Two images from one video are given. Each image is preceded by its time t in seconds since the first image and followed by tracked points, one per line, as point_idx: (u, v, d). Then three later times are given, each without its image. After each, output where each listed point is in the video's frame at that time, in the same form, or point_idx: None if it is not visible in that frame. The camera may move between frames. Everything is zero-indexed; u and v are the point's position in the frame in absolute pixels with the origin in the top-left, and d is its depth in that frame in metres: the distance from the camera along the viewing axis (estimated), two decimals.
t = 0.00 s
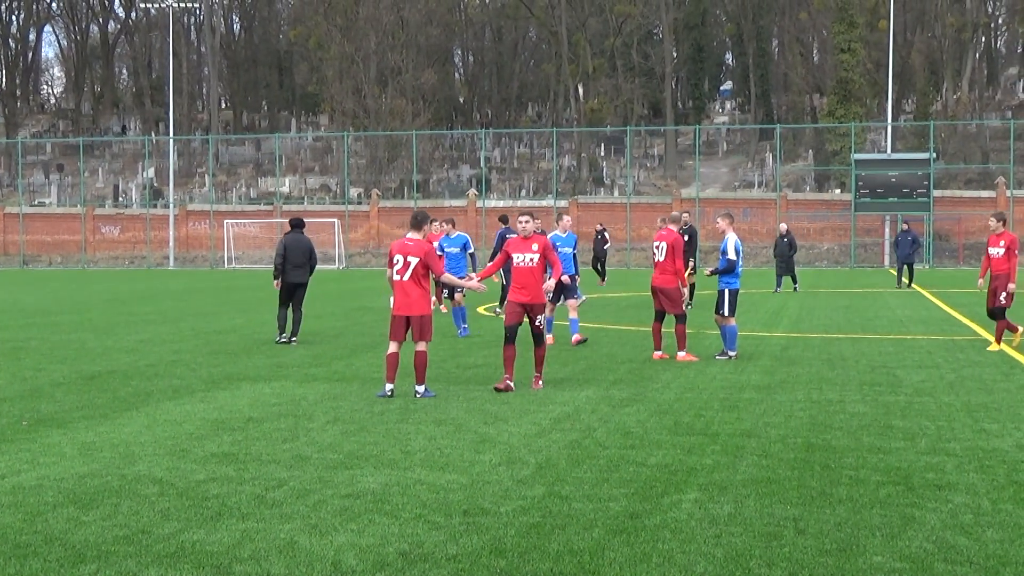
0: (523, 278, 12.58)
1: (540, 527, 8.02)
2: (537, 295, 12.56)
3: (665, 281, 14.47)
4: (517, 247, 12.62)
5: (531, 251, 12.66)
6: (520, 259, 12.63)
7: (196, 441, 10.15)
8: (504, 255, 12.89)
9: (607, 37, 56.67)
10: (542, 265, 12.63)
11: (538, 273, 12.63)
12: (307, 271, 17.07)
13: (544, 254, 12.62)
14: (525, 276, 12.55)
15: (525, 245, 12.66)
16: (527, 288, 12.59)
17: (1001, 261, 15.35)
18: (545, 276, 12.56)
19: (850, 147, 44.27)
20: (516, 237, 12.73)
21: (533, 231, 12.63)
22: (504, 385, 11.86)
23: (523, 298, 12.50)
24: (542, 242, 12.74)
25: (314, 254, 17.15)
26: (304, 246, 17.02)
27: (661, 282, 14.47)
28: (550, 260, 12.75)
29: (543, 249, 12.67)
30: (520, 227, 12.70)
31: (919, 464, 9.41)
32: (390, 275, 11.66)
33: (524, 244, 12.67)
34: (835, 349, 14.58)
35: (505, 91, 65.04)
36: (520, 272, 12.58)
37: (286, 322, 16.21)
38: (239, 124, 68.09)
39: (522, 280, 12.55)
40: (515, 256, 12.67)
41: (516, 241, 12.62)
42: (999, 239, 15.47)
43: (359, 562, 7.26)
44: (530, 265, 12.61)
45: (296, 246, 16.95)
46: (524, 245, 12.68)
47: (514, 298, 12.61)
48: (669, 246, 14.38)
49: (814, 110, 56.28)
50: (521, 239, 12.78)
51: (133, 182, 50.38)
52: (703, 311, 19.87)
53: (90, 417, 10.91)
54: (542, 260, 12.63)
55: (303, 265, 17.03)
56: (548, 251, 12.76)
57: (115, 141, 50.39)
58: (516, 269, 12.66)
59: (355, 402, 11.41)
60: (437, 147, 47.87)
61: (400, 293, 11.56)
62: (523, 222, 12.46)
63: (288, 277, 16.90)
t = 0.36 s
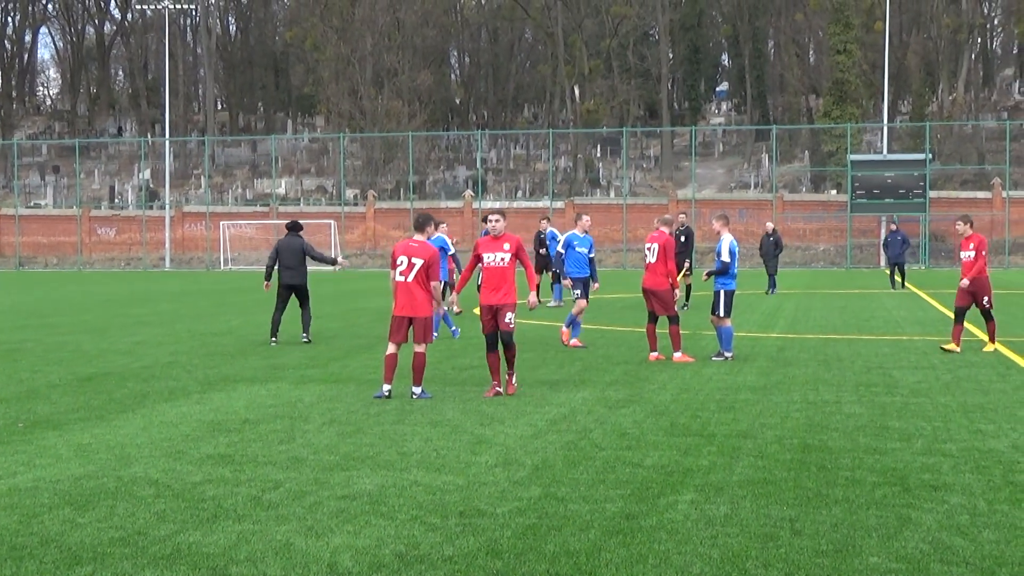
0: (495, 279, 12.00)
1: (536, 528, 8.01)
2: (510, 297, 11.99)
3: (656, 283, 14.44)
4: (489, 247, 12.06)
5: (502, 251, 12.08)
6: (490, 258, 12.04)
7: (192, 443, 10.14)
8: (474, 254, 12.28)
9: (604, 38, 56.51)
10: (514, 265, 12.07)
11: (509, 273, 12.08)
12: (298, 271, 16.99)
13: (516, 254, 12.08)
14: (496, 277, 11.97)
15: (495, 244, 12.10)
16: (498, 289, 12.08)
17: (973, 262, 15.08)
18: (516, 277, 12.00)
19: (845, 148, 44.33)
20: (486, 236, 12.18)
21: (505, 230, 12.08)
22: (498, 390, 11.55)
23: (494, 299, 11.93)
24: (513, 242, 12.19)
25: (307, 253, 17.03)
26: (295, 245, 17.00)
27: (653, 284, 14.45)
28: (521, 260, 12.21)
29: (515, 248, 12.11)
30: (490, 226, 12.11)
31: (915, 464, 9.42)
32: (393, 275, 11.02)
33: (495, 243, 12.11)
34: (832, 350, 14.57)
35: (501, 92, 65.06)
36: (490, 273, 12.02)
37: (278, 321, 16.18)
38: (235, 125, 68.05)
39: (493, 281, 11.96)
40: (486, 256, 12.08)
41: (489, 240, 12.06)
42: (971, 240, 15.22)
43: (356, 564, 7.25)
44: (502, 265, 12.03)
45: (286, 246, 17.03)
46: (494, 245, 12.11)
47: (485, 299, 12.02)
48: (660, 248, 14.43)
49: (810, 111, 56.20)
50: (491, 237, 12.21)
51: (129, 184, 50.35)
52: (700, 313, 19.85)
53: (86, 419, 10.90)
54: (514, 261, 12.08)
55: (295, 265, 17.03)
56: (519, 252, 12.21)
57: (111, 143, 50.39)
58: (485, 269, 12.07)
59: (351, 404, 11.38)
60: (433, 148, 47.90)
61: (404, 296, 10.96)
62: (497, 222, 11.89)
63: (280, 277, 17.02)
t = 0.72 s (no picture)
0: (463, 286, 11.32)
1: (527, 532, 7.87)
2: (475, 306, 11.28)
3: (647, 284, 14.31)
4: (459, 251, 11.34)
5: (472, 257, 11.35)
6: (458, 264, 11.33)
7: (179, 446, 10.00)
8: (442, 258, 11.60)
9: (595, 36, 56.56)
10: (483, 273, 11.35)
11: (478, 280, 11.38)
12: (302, 272, 16.80)
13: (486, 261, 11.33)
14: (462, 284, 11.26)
15: (465, 249, 11.40)
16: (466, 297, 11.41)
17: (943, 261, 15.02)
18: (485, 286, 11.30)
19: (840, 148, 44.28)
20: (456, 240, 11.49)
21: (476, 235, 11.36)
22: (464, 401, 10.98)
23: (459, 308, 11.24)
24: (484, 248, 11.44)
25: (314, 255, 16.79)
26: (305, 246, 16.86)
27: (643, 285, 14.32)
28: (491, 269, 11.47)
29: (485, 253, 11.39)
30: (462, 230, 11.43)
31: (911, 467, 9.31)
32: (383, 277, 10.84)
33: (466, 248, 11.38)
34: (826, 352, 14.43)
35: (492, 90, 65.09)
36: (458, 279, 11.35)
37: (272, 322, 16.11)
38: (223, 124, 67.89)
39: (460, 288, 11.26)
40: (454, 262, 11.39)
41: (458, 244, 11.35)
42: (937, 240, 15.39)
43: (344, 569, 7.11)
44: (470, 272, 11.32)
45: (297, 247, 16.91)
46: (465, 249, 11.39)
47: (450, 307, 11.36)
48: (651, 248, 14.32)
49: (804, 110, 56.07)
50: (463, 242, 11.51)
51: (114, 184, 50.08)
52: (693, 314, 19.71)
53: (70, 422, 10.75)
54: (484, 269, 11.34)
55: (302, 267, 16.84)
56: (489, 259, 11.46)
57: (96, 142, 50.20)
58: (453, 275, 11.40)
59: (339, 406, 11.22)
60: (423, 147, 47.88)
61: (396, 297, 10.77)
62: (467, 225, 11.18)
63: (286, 277, 16.91)
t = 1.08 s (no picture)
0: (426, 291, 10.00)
1: (517, 546, 7.37)
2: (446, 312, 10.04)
3: (642, 284, 13.78)
4: (421, 253, 10.00)
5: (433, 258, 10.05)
6: (419, 266, 10.00)
7: (149, 455, 9.47)
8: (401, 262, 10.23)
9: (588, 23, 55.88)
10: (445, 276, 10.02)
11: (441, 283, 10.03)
12: (293, 269, 16.12)
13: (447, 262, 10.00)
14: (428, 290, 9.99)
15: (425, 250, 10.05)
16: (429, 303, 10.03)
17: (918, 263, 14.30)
18: (452, 290, 10.02)
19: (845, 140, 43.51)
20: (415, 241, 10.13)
21: (435, 232, 10.03)
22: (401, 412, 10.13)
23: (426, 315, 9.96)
24: (444, 246, 10.15)
25: (306, 252, 16.02)
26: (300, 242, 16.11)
27: (638, 284, 13.78)
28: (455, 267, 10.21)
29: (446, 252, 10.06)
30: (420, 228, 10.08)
31: (921, 476, 8.82)
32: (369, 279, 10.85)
33: (425, 248, 10.05)
34: (830, 355, 13.92)
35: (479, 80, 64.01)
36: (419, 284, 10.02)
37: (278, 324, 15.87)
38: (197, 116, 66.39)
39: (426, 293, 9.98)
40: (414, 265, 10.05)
41: (419, 245, 10.00)
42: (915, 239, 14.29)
43: None
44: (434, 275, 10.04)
45: (291, 241, 16.16)
46: (424, 250, 10.07)
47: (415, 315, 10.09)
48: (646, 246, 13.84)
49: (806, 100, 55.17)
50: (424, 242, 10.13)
51: (80, 178, 48.69)
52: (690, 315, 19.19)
53: (33, 430, 10.20)
54: (447, 270, 10.07)
55: (294, 263, 16.13)
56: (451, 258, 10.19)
57: (61, 134, 48.86)
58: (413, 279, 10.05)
59: (319, 413, 10.68)
60: (407, 140, 47.22)
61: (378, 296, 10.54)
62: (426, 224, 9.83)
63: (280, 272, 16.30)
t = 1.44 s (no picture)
0: (374, 287, 9.54)
1: (507, 563, 6.79)
2: (393, 308, 9.51)
3: (642, 282, 13.23)
4: (369, 246, 9.61)
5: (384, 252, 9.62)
6: (366, 260, 9.60)
7: (115, 467, 8.90)
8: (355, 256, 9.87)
9: (582, 7, 53.44)
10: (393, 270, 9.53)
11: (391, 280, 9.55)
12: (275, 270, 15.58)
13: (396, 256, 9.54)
14: (373, 285, 9.53)
15: (375, 243, 9.65)
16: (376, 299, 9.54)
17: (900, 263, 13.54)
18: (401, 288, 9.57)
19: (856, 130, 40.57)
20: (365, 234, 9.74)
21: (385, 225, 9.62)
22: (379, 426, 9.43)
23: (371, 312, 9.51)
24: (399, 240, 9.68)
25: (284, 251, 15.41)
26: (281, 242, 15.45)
27: (638, 283, 13.24)
28: (408, 264, 9.75)
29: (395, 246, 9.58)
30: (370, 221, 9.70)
31: (936, 489, 8.24)
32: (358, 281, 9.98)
33: (376, 242, 9.67)
34: (839, 361, 13.29)
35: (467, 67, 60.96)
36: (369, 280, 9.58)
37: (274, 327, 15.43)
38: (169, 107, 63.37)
39: (372, 287, 9.52)
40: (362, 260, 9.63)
41: (367, 238, 9.62)
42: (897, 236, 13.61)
43: None
44: (383, 270, 9.59)
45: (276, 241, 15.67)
46: (375, 244, 9.68)
47: (362, 312, 9.63)
48: (645, 241, 13.24)
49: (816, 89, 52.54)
50: (376, 235, 9.73)
51: (42, 172, 46.22)
52: (692, 317, 18.52)
53: None
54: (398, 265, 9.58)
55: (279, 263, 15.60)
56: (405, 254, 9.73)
57: (22, 126, 46.44)
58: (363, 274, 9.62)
59: (296, 422, 10.09)
60: (389, 131, 43.69)
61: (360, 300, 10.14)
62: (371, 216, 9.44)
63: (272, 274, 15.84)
